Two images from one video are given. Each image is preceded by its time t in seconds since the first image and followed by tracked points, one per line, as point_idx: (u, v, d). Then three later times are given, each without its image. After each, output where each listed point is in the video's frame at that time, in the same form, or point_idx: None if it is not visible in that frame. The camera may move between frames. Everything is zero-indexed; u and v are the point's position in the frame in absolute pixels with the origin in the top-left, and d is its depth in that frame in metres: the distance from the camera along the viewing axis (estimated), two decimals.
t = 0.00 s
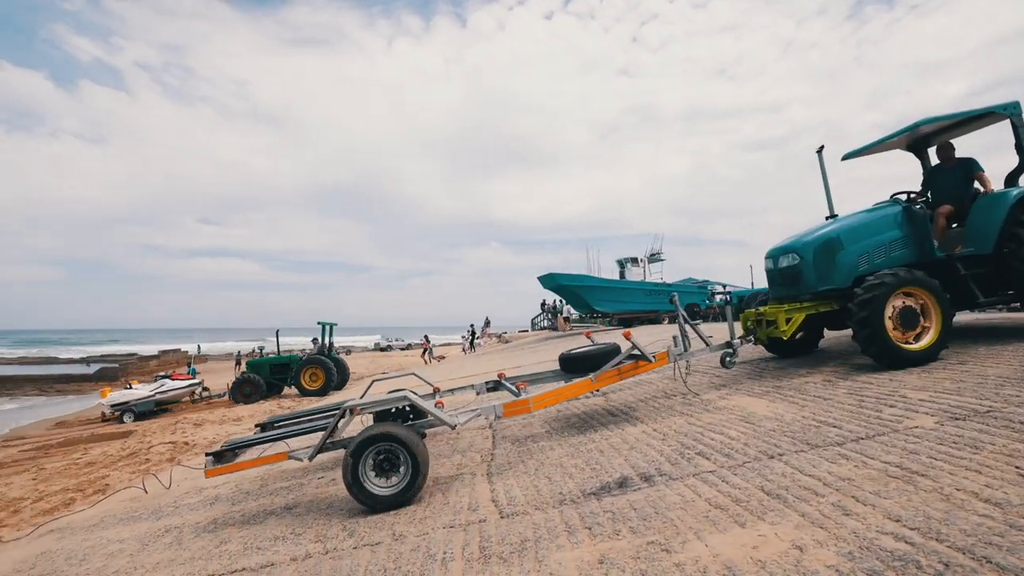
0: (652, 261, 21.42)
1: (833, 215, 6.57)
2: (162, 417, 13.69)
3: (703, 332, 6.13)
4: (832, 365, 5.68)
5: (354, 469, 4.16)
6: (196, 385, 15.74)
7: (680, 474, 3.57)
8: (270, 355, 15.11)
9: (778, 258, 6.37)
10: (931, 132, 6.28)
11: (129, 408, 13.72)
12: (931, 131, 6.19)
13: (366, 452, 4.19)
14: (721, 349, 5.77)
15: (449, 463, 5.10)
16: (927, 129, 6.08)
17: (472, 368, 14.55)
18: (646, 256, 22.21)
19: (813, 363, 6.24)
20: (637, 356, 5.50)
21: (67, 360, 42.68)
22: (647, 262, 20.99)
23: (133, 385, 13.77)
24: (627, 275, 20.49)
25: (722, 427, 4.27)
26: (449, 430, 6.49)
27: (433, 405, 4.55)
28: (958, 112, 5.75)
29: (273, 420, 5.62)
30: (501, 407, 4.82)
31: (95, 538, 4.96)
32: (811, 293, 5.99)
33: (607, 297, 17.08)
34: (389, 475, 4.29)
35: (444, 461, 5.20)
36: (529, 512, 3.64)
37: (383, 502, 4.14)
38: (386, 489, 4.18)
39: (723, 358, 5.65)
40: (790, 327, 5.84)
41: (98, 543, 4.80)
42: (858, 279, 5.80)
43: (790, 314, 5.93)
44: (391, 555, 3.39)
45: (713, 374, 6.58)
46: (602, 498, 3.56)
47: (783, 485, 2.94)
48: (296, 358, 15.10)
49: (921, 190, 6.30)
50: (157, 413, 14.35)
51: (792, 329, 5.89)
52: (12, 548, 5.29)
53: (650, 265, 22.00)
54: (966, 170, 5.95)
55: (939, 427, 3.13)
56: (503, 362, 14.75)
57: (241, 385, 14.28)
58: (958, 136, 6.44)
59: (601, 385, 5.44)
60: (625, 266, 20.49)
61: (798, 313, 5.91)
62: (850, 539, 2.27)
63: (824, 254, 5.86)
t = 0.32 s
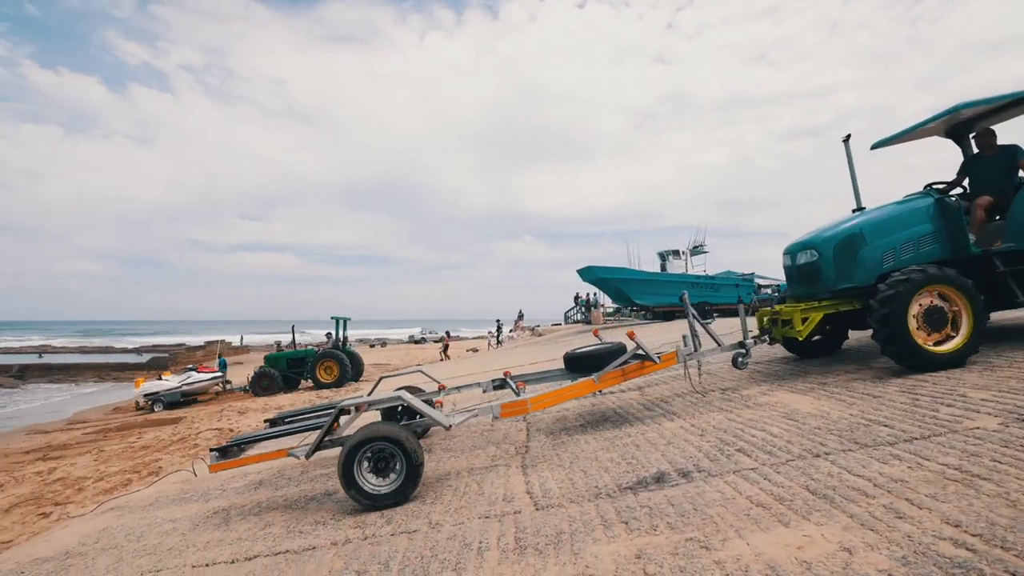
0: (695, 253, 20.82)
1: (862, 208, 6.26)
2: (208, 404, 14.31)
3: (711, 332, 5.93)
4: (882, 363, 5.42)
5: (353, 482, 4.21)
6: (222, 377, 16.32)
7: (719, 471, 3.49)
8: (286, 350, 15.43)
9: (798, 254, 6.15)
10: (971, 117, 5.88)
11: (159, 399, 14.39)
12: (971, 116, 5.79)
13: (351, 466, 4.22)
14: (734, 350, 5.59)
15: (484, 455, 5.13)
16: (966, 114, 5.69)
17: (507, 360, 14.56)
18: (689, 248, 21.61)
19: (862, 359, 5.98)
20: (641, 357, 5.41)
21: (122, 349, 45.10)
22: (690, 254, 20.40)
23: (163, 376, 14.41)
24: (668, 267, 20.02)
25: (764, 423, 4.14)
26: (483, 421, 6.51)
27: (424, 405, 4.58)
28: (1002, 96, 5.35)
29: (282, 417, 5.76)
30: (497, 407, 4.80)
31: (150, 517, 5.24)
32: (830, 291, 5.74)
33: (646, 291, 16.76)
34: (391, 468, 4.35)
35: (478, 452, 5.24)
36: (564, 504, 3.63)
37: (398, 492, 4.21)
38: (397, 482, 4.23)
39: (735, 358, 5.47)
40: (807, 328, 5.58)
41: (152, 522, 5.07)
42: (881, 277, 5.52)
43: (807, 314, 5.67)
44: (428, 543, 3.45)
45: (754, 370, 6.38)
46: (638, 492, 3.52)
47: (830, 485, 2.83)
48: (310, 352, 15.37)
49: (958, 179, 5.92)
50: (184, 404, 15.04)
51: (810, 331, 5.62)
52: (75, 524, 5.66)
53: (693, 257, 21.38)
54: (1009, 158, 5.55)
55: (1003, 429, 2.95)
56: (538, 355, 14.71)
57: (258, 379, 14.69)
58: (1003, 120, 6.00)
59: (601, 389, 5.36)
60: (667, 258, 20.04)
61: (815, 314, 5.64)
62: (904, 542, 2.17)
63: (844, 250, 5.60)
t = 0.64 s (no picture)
0: (744, 245, 20.00)
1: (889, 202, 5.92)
2: (253, 391, 14.89)
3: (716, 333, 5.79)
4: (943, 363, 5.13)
5: (366, 496, 4.26)
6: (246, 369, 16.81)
7: (766, 470, 3.38)
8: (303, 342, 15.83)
9: (814, 253, 5.85)
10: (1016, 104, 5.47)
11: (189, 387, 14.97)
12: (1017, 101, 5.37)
13: (349, 493, 4.26)
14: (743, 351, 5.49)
15: (521, 447, 5.13)
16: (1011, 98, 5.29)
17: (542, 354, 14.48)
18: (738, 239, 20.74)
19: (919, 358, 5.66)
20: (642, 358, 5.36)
21: (175, 338, 47.45)
22: (738, 246, 19.62)
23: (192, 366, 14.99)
24: (715, 260, 19.31)
25: (813, 422, 3.99)
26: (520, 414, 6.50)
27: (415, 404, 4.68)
28: None
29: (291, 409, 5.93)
30: (492, 409, 4.82)
31: (202, 497, 5.50)
32: (848, 292, 5.45)
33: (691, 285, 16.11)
34: (383, 460, 4.40)
35: (515, 444, 5.25)
36: (603, 499, 3.60)
37: (403, 466, 4.29)
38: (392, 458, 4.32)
39: (744, 361, 5.37)
40: (821, 330, 5.34)
41: (204, 502, 5.32)
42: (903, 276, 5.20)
43: (820, 315, 5.42)
44: (467, 533, 3.48)
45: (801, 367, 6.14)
46: (680, 489, 3.45)
47: (887, 488, 2.70)
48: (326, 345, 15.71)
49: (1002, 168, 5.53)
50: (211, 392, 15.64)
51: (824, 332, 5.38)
52: (134, 501, 6.00)
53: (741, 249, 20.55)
54: None
55: None
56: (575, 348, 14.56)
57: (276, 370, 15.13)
58: None
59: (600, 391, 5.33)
60: (714, 250, 19.32)
61: (830, 315, 5.40)
62: (971, 552, 2.05)
63: (863, 248, 5.30)
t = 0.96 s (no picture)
0: (799, 238, 19.02)
1: (931, 195, 5.50)
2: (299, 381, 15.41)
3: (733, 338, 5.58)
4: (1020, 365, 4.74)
5: (393, 481, 4.32)
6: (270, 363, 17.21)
7: (823, 474, 3.20)
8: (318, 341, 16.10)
9: (838, 252, 5.53)
10: None
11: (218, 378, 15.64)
12: None
13: (378, 496, 4.31)
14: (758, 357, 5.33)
15: (560, 442, 5.07)
16: None
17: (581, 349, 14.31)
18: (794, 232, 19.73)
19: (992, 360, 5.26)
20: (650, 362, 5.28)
21: (227, 329, 49.75)
22: (793, 240, 18.68)
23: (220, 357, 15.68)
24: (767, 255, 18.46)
25: (875, 426, 3.76)
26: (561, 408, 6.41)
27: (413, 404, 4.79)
28: None
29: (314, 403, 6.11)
30: (489, 410, 4.94)
31: (254, 481, 5.72)
32: (876, 295, 5.14)
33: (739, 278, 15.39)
34: (372, 450, 4.48)
35: (555, 439, 5.19)
36: (647, 498, 3.50)
37: (378, 433, 4.36)
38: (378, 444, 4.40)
39: (759, 367, 5.21)
40: (845, 334, 5.03)
41: (256, 486, 5.53)
42: (936, 278, 4.85)
43: (845, 318, 5.11)
44: (507, 526, 3.47)
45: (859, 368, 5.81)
46: (728, 491, 3.32)
47: (964, 500, 2.51)
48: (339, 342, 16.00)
49: None
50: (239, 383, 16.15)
51: (849, 337, 5.07)
52: (192, 482, 6.32)
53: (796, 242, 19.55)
54: None
55: None
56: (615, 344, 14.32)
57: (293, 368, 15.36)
58: None
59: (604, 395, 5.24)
60: (767, 244, 18.46)
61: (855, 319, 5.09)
62: None
63: (892, 248, 4.98)
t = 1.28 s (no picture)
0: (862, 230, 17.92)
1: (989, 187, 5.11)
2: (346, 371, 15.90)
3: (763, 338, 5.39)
4: None
5: (417, 458, 4.42)
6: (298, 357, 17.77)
7: (887, 481, 3.03)
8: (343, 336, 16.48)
9: (883, 249, 5.21)
10: None
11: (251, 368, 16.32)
12: None
13: (414, 479, 4.40)
14: (792, 359, 5.12)
15: (603, 438, 5.00)
16: None
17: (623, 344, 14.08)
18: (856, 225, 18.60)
19: None
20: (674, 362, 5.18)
21: (278, 320, 51.91)
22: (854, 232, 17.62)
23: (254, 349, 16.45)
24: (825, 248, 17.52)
25: (947, 431, 3.51)
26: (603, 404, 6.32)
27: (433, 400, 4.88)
28: None
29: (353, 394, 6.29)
30: (508, 407, 4.95)
31: (303, 467, 5.94)
32: (922, 295, 4.81)
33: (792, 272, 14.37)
34: (387, 444, 4.60)
35: (597, 435, 5.12)
36: (695, 498, 3.40)
37: (379, 424, 4.50)
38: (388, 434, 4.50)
39: (792, 370, 5.00)
40: (887, 336, 4.75)
41: (305, 472, 5.74)
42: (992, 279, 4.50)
43: (888, 319, 4.82)
44: (551, 521, 3.46)
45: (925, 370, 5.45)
46: (782, 495, 3.18)
47: None
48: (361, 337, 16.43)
49: None
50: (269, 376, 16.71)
51: (890, 340, 4.79)
52: (246, 466, 6.62)
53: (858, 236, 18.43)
54: None
55: None
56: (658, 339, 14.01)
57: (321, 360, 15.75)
58: None
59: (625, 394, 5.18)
60: (824, 237, 17.51)
61: (897, 321, 4.81)
62: None
63: (942, 245, 4.65)
